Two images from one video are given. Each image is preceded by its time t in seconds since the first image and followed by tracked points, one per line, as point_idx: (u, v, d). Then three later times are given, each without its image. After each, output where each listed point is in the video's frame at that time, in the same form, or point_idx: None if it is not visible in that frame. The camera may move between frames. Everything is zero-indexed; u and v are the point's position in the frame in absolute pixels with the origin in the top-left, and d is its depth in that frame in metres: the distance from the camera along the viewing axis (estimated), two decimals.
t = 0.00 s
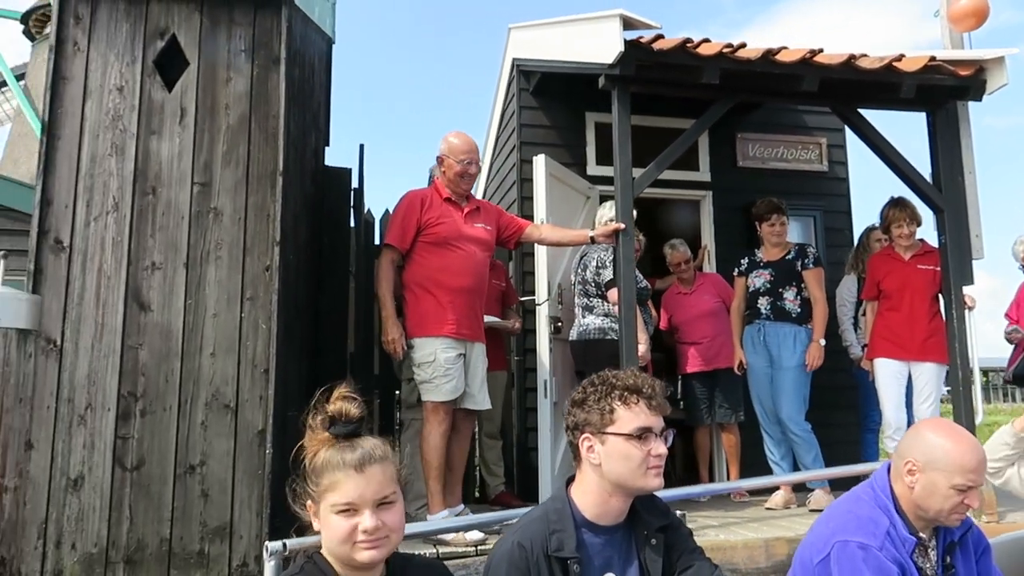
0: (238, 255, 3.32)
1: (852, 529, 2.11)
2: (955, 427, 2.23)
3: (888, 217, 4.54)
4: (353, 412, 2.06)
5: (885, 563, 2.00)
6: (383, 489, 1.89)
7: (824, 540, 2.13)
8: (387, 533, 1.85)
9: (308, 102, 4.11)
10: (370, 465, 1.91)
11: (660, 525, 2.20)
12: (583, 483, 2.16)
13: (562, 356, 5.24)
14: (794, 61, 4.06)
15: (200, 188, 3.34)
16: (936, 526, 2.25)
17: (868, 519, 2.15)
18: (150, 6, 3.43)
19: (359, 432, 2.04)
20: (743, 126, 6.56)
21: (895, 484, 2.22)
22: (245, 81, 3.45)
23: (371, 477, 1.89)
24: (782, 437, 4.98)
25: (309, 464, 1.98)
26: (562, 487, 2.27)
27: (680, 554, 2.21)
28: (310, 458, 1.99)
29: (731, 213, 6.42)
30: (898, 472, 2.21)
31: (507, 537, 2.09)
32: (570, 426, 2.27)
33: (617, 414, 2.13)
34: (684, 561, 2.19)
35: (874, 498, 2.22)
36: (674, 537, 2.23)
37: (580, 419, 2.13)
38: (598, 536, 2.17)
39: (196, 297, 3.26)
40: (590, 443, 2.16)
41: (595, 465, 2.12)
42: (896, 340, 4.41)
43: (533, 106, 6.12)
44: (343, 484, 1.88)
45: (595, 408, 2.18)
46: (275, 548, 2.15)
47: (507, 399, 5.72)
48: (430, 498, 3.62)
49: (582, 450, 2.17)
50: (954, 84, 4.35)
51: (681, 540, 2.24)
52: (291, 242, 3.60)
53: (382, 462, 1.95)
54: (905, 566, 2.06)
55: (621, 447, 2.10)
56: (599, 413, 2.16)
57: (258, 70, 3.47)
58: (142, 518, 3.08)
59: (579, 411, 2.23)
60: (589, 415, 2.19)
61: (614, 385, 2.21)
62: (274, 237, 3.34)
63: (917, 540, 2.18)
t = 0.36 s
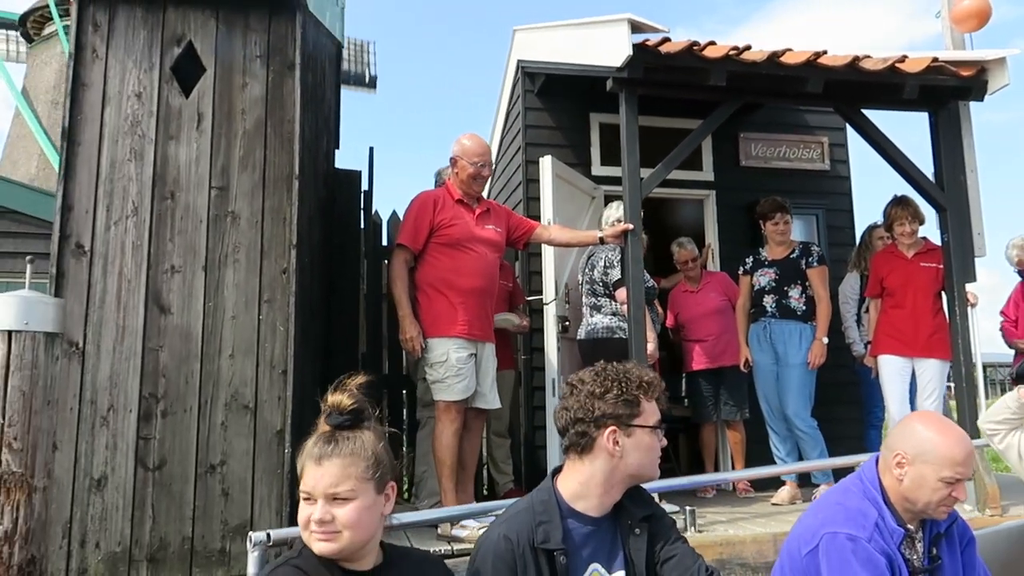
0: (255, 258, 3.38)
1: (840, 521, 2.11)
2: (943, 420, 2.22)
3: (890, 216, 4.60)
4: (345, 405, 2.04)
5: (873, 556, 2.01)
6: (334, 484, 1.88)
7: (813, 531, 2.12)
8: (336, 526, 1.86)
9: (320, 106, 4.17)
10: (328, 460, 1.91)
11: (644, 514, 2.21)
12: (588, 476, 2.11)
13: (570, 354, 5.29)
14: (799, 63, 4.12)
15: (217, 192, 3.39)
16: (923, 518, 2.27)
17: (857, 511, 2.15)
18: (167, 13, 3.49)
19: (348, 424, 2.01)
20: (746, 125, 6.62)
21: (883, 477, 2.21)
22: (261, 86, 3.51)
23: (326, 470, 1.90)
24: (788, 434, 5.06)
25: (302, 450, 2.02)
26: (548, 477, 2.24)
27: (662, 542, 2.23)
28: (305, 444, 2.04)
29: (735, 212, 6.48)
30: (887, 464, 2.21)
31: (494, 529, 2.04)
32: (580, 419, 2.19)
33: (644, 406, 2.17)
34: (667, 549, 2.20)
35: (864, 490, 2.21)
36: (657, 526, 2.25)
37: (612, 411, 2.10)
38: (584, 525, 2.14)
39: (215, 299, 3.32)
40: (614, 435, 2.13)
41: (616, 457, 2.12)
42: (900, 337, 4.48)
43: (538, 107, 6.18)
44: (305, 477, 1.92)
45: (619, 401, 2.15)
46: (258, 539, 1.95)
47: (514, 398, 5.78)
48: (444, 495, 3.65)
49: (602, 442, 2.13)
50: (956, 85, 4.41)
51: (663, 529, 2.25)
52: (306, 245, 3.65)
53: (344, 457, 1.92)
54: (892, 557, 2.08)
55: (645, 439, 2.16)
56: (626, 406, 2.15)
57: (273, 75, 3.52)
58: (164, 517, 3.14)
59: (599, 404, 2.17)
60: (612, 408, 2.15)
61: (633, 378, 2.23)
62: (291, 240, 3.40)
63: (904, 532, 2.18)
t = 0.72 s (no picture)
0: (272, 264, 3.44)
1: (819, 523, 2.11)
2: (919, 421, 2.23)
3: (891, 219, 4.68)
4: (326, 414, 2.06)
5: (852, 557, 2.00)
6: (308, 496, 1.90)
7: (794, 534, 2.12)
8: (309, 538, 1.87)
9: (331, 113, 4.23)
10: (304, 471, 1.93)
11: (627, 519, 2.20)
12: (572, 481, 2.09)
13: (577, 358, 5.34)
14: (803, 70, 4.19)
15: (234, 200, 3.45)
16: (905, 520, 2.27)
17: (837, 512, 2.15)
18: (183, 23, 3.55)
19: (328, 434, 2.03)
20: (746, 130, 6.70)
21: (863, 479, 2.22)
22: (276, 95, 3.57)
23: (301, 482, 1.92)
24: (792, 435, 5.12)
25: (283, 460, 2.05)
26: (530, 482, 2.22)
27: (645, 548, 2.21)
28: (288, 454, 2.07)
29: (737, 216, 6.55)
30: (865, 467, 2.21)
31: (476, 535, 2.04)
32: (566, 425, 2.16)
33: (629, 411, 2.15)
34: (650, 555, 2.20)
35: (844, 492, 2.21)
36: (640, 531, 2.24)
37: (598, 416, 2.08)
38: (567, 530, 2.12)
39: (233, 304, 3.37)
40: (599, 440, 2.12)
41: (602, 462, 2.10)
42: (901, 338, 4.55)
43: (542, 113, 6.25)
44: (283, 488, 1.95)
45: (604, 405, 2.13)
46: (240, 547, 1.95)
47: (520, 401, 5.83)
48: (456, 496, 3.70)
49: (588, 447, 2.11)
50: (955, 91, 4.49)
51: (646, 534, 2.25)
52: (319, 251, 3.71)
53: (320, 469, 1.93)
54: (872, 558, 2.07)
55: (630, 444, 2.14)
56: (611, 410, 2.13)
57: (288, 84, 3.59)
58: (184, 519, 3.19)
59: (584, 409, 2.15)
60: (597, 412, 2.13)
61: (617, 382, 2.21)
62: (306, 246, 3.46)
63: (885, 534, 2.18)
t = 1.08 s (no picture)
0: (286, 269, 3.48)
1: (804, 534, 2.16)
2: (900, 430, 2.26)
3: (890, 228, 4.74)
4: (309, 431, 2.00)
5: (836, 567, 2.05)
6: (290, 516, 1.87)
7: (779, 545, 2.17)
8: (290, 558, 1.86)
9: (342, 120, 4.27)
10: (285, 491, 1.90)
11: (612, 530, 2.21)
12: (553, 494, 2.09)
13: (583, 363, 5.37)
14: (808, 79, 4.25)
15: (249, 206, 3.49)
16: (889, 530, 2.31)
17: (821, 523, 2.19)
18: (199, 31, 3.59)
19: (310, 452, 1.99)
20: (748, 137, 6.77)
21: (846, 489, 2.25)
22: (290, 102, 3.62)
23: (281, 503, 1.89)
24: (794, 439, 5.18)
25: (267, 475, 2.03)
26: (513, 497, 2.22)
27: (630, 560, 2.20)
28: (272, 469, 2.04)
29: (738, 222, 6.61)
30: (847, 476, 2.25)
31: (459, 551, 2.03)
32: (544, 438, 2.16)
33: (607, 421, 2.13)
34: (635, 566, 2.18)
35: (828, 502, 2.26)
36: (626, 542, 2.24)
37: (575, 427, 2.07)
38: (551, 543, 2.13)
39: (248, 309, 3.41)
40: (578, 451, 2.10)
41: (581, 473, 2.09)
42: (903, 344, 4.61)
43: (546, 119, 6.31)
44: (265, 507, 1.92)
45: (580, 416, 2.12)
46: (223, 566, 1.93)
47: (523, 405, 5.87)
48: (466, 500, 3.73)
49: (567, 459, 2.10)
50: (957, 100, 4.56)
51: (632, 546, 2.24)
52: (332, 256, 3.74)
53: (301, 489, 1.90)
54: (856, 568, 2.11)
55: (610, 454, 2.12)
56: (587, 421, 2.12)
57: (303, 92, 3.63)
58: (200, 521, 3.22)
59: (561, 421, 2.14)
60: (574, 424, 2.12)
61: (594, 393, 2.20)
62: (321, 251, 3.51)
63: (869, 544, 2.22)
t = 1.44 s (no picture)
0: (283, 270, 3.49)
1: (776, 534, 2.19)
2: (870, 432, 2.32)
3: (875, 234, 4.83)
4: (246, 436, 1.89)
5: (808, 567, 2.09)
6: (227, 529, 1.81)
7: (751, 545, 2.19)
8: (234, 570, 1.80)
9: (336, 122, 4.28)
10: (222, 502, 1.84)
11: (586, 531, 2.14)
12: (525, 494, 2.04)
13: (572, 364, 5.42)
14: (797, 88, 4.33)
15: (246, 207, 3.50)
16: (859, 530, 2.36)
17: (793, 524, 2.23)
18: (196, 32, 3.60)
19: (249, 459, 1.90)
20: (734, 142, 6.86)
21: (817, 490, 2.29)
22: (288, 104, 3.63)
23: (220, 514, 1.83)
24: (778, 440, 5.27)
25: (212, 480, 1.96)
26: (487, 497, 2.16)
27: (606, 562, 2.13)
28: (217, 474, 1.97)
29: (724, 226, 6.70)
30: (818, 478, 2.29)
31: (431, 554, 1.96)
32: (514, 437, 2.12)
33: (576, 420, 2.09)
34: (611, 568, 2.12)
35: (799, 503, 2.30)
36: (601, 544, 2.16)
37: (543, 426, 2.02)
38: (525, 544, 2.07)
39: (244, 310, 3.42)
40: (546, 450, 2.06)
41: (551, 472, 2.04)
42: (885, 347, 4.70)
43: (536, 123, 6.36)
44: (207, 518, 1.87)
45: (550, 415, 2.08)
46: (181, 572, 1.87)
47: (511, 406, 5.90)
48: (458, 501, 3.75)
49: (535, 459, 2.06)
50: (940, 110, 4.67)
51: (606, 547, 2.17)
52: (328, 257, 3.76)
53: (237, 499, 1.83)
54: (827, 568, 2.15)
55: (580, 453, 2.07)
56: (557, 419, 2.07)
57: (300, 94, 3.65)
58: (196, 521, 3.23)
59: (530, 420, 2.10)
60: (544, 423, 2.08)
61: (564, 392, 2.15)
62: (317, 253, 3.52)
63: (839, 544, 2.26)
